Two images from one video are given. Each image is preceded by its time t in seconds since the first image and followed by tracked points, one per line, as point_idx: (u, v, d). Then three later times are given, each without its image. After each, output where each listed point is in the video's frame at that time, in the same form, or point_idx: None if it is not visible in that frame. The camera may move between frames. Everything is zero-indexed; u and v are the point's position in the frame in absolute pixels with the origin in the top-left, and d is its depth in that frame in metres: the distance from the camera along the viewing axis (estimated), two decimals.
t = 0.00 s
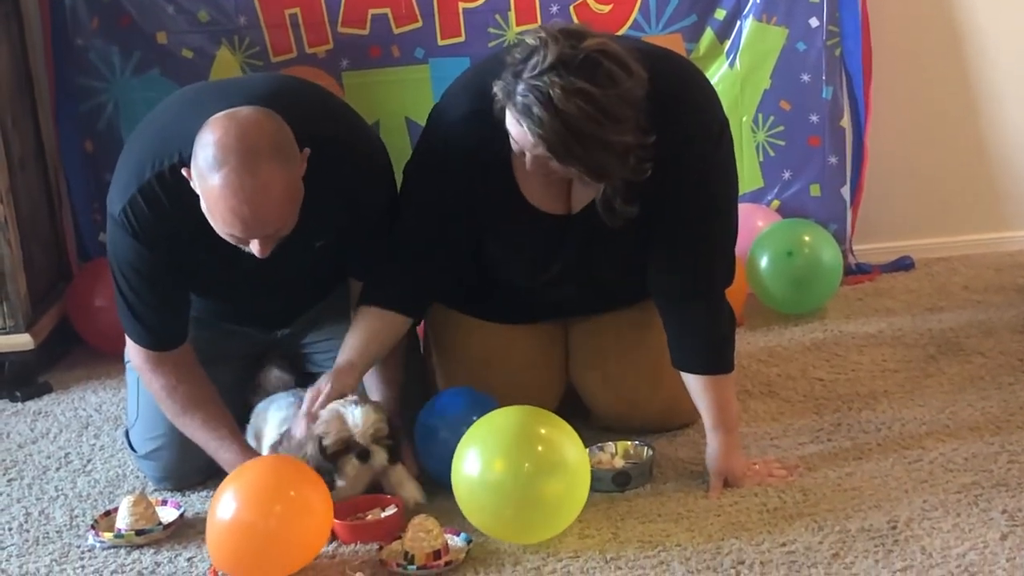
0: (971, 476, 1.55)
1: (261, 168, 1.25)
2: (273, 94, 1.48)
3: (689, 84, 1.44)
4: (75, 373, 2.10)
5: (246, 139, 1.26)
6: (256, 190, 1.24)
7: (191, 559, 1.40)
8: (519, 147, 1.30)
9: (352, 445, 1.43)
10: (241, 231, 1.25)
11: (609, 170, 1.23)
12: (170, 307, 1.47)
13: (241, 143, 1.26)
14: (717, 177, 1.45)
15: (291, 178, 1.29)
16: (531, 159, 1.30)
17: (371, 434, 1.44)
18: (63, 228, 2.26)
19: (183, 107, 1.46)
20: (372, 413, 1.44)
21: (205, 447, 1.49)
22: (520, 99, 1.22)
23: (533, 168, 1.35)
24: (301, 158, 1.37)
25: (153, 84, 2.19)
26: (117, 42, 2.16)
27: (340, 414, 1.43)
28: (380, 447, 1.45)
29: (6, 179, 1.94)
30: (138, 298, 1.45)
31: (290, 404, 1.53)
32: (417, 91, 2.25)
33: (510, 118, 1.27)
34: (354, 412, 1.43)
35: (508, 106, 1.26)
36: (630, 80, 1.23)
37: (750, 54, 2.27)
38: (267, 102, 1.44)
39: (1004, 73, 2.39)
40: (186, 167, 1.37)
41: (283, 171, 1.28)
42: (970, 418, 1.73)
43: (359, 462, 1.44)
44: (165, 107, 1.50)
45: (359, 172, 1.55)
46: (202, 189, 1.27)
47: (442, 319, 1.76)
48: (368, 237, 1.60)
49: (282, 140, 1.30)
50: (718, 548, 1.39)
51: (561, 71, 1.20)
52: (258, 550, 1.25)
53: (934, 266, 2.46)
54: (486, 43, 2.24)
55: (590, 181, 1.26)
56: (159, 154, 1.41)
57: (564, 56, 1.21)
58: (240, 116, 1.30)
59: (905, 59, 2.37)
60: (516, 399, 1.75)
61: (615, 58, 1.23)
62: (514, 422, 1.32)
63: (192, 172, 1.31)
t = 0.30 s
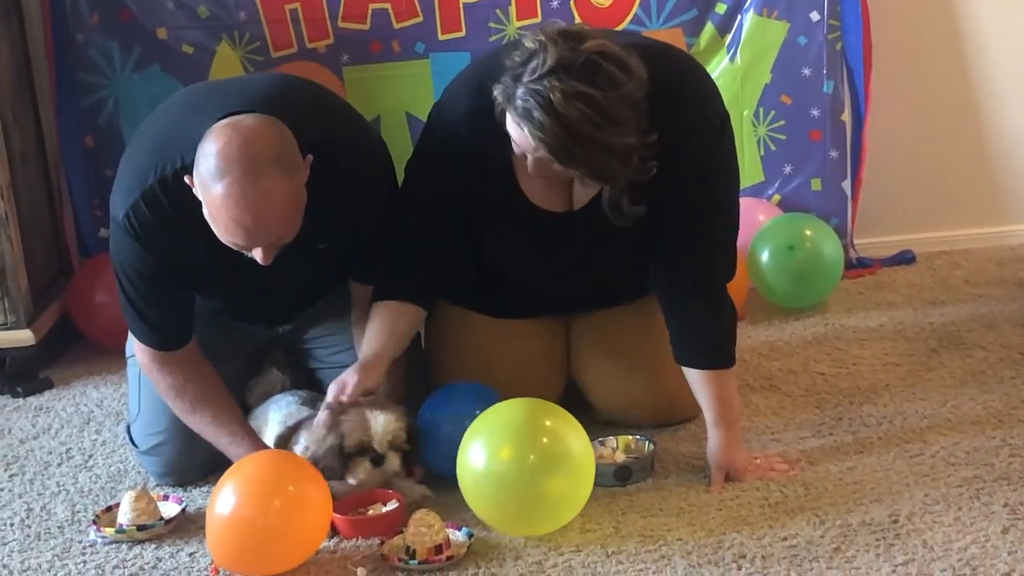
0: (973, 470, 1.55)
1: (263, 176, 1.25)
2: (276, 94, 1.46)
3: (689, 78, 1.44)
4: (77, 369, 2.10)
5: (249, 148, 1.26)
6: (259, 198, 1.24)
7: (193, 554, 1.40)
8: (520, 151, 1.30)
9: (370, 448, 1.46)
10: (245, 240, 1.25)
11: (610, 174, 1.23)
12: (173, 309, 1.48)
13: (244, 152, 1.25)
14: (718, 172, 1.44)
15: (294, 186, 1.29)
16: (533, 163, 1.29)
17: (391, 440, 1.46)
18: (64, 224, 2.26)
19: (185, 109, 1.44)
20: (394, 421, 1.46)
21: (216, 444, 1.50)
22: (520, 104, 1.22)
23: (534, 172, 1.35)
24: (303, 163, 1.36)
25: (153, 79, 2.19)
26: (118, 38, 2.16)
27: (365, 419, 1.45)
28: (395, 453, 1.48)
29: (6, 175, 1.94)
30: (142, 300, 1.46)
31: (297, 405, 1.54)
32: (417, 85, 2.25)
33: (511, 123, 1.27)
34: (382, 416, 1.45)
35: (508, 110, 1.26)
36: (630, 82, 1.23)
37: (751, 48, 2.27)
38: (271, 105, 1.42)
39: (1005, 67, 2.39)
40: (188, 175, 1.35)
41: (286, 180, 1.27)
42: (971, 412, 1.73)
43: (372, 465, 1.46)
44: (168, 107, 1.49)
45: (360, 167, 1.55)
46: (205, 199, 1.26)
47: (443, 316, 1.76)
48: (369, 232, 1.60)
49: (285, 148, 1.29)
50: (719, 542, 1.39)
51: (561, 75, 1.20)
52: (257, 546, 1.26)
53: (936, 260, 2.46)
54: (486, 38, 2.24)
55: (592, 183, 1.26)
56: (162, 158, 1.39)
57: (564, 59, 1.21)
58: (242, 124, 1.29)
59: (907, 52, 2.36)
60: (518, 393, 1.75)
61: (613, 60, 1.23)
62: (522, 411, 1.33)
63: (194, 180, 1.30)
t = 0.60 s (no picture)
0: (974, 463, 1.55)
1: (251, 214, 1.24)
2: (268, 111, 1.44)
3: (689, 70, 1.44)
4: (78, 363, 2.10)
5: (234, 186, 1.24)
6: (247, 237, 1.23)
7: (194, 549, 1.40)
8: (522, 142, 1.29)
9: (373, 446, 1.43)
10: (237, 274, 1.25)
11: (612, 163, 1.23)
12: (173, 326, 1.48)
13: (229, 190, 1.23)
14: (719, 167, 1.44)
15: (284, 217, 1.27)
16: (534, 154, 1.29)
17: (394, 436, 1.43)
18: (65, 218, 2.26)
19: (179, 129, 1.42)
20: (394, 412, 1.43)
21: (217, 446, 1.49)
22: (522, 93, 1.22)
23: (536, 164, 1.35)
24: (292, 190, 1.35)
25: (154, 74, 2.19)
26: (118, 33, 2.16)
27: (365, 412, 1.42)
28: (400, 450, 1.45)
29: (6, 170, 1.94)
30: (143, 323, 1.47)
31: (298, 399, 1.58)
32: (418, 80, 2.24)
33: (513, 113, 1.27)
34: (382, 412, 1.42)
35: (511, 101, 1.25)
36: (632, 72, 1.23)
37: (752, 41, 2.26)
38: (263, 128, 1.39)
39: (1007, 59, 2.38)
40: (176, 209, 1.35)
41: (276, 214, 1.26)
42: (972, 405, 1.73)
43: (375, 463, 1.44)
44: (163, 124, 1.47)
45: (361, 161, 1.55)
46: (194, 234, 1.26)
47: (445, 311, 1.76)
48: (370, 227, 1.60)
49: (272, 179, 1.28)
50: (721, 536, 1.39)
51: (563, 64, 1.20)
52: (256, 540, 1.26)
53: (937, 254, 2.46)
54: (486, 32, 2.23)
55: (594, 173, 1.26)
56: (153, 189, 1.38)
57: (565, 49, 1.21)
58: (226, 158, 1.27)
59: (908, 45, 2.36)
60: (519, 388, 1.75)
61: (615, 49, 1.23)
62: (530, 397, 1.34)
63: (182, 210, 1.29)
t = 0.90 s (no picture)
0: (976, 456, 1.54)
1: (217, 269, 1.22)
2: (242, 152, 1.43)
3: (692, 60, 1.44)
4: (79, 358, 2.10)
5: (196, 243, 1.21)
6: (215, 294, 1.22)
7: (196, 543, 1.40)
8: (524, 126, 1.29)
9: (382, 445, 1.42)
10: (214, 323, 1.25)
11: (609, 151, 1.23)
12: (164, 356, 1.48)
13: (192, 248, 1.21)
14: (722, 157, 1.44)
15: (255, 263, 1.25)
16: (535, 139, 1.29)
17: (403, 435, 1.43)
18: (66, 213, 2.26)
19: (160, 168, 1.41)
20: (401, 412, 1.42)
21: (216, 454, 1.51)
22: (526, 78, 1.21)
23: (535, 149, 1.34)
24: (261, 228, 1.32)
25: (154, 69, 2.18)
26: (119, 27, 2.16)
27: (375, 413, 1.42)
28: (408, 448, 1.45)
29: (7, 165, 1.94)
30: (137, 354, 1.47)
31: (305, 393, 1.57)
32: (419, 74, 2.24)
33: (516, 97, 1.26)
34: (393, 415, 1.41)
35: (514, 85, 1.25)
36: (636, 59, 1.23)
37: (753, 35, 2.26)
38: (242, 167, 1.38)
39: (1009, 51, 2.38)
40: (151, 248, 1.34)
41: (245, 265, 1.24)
42: (974, 398, 1.72)
43: (385, 462, 1.44)
44: (144, 163, 1.47)
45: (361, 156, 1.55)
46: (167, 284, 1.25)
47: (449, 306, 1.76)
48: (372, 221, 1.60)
49: (238, 225, 1.24)
50: (723, 529, 1.39)
51: (568, 49, 1.19)
52: (258, 533, 1.26)
53: (939, 246, 2.46)
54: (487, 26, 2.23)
55: (595, 160, 1.27)
56: (134, 226, 1.37)
57: (571, 34, 1.20)
58: (191, 206, 1.24)
59: (910, 37, 2.35)
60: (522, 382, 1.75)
61: (621, 36, 1.23)
62: (535, 387, 1.34)
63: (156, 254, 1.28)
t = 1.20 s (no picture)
0: (978, 448, 1.54)
1: (203, 295, 1.24)
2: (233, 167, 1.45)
3: (693, 53, 1.44)
4: (81, 353, 2.10)
5: (180, 271, 1.24)
6: (204, 319, 1.25)
7: (198, 537, 1.41)
8: (525, 120, 1.29)
9: (384, 441, 1.43)
10: (207, 347, 1.28)
11: (612, 144, 1.23)
12: (156, 368, 1.48)
13: (177, 276, 1.24)
14: (723, 149, 1.44)
15: (241, 285, 1.27)
16: (536, 134, 1.29)
17: (405, 430, 1.44)
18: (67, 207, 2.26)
19: (150, 184, 1.44)
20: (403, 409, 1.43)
21: (214, 452, 1.52)
22: (527, 72, 1.21)
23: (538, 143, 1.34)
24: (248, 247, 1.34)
25: (154, 63, 2.18)
26: (119, 21, 2.15)
27: (378, 410, 1.43)
28: (410, 443, 1.46)
29: (8, 159, 1.94)
30: (127, 367, 1.47)
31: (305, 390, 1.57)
32: (419, 68, 2.24)
33: (517, 91, 1.26)
34: (393, 412, 1.42)
35: (515, 79, 1.25)
36: (637, 53, 1.23)
37: (754, 27, 2.25)
38: (229, 183, 1.41)
39: (1011, 43, 2.37)
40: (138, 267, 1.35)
41: (232, 288, 1.26)
42: (976, 390, 1.72)
43: (387, 457, 1.44)
44: (135, 176, 1.49)
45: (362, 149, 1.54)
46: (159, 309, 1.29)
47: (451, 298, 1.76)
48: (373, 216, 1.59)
49: (221, 249, 1.26)
50: (725, 522, 1.39)
51: (569, 43, 1.19)
52: (258, 526, 1.26)
53: (940, 239, 2.45)
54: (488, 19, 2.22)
55: (598, 153, 1.26)
56: (121, 242, 1.39)
57: (572, 28, 1.20)
58: (175, 233, 1.26)
59: (912, 30, 2.34)
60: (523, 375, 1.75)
61: (622, 30, 1.23)
62: (534, 385, 1.34)
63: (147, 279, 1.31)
